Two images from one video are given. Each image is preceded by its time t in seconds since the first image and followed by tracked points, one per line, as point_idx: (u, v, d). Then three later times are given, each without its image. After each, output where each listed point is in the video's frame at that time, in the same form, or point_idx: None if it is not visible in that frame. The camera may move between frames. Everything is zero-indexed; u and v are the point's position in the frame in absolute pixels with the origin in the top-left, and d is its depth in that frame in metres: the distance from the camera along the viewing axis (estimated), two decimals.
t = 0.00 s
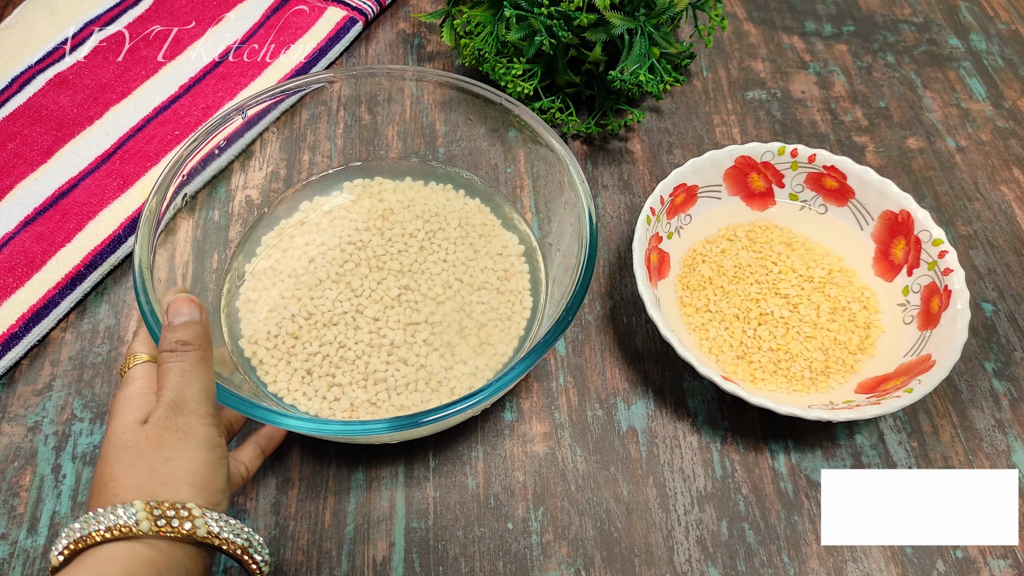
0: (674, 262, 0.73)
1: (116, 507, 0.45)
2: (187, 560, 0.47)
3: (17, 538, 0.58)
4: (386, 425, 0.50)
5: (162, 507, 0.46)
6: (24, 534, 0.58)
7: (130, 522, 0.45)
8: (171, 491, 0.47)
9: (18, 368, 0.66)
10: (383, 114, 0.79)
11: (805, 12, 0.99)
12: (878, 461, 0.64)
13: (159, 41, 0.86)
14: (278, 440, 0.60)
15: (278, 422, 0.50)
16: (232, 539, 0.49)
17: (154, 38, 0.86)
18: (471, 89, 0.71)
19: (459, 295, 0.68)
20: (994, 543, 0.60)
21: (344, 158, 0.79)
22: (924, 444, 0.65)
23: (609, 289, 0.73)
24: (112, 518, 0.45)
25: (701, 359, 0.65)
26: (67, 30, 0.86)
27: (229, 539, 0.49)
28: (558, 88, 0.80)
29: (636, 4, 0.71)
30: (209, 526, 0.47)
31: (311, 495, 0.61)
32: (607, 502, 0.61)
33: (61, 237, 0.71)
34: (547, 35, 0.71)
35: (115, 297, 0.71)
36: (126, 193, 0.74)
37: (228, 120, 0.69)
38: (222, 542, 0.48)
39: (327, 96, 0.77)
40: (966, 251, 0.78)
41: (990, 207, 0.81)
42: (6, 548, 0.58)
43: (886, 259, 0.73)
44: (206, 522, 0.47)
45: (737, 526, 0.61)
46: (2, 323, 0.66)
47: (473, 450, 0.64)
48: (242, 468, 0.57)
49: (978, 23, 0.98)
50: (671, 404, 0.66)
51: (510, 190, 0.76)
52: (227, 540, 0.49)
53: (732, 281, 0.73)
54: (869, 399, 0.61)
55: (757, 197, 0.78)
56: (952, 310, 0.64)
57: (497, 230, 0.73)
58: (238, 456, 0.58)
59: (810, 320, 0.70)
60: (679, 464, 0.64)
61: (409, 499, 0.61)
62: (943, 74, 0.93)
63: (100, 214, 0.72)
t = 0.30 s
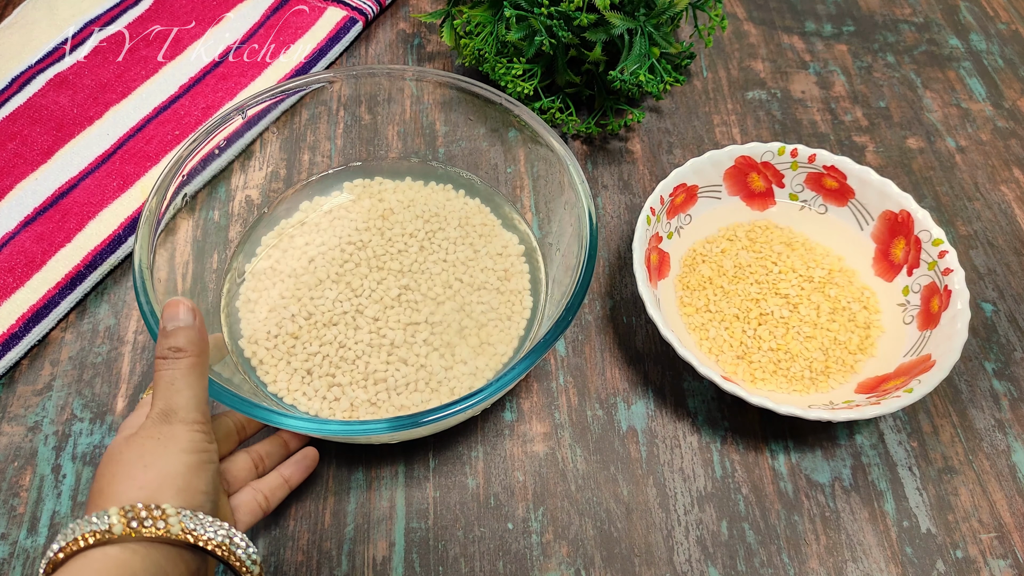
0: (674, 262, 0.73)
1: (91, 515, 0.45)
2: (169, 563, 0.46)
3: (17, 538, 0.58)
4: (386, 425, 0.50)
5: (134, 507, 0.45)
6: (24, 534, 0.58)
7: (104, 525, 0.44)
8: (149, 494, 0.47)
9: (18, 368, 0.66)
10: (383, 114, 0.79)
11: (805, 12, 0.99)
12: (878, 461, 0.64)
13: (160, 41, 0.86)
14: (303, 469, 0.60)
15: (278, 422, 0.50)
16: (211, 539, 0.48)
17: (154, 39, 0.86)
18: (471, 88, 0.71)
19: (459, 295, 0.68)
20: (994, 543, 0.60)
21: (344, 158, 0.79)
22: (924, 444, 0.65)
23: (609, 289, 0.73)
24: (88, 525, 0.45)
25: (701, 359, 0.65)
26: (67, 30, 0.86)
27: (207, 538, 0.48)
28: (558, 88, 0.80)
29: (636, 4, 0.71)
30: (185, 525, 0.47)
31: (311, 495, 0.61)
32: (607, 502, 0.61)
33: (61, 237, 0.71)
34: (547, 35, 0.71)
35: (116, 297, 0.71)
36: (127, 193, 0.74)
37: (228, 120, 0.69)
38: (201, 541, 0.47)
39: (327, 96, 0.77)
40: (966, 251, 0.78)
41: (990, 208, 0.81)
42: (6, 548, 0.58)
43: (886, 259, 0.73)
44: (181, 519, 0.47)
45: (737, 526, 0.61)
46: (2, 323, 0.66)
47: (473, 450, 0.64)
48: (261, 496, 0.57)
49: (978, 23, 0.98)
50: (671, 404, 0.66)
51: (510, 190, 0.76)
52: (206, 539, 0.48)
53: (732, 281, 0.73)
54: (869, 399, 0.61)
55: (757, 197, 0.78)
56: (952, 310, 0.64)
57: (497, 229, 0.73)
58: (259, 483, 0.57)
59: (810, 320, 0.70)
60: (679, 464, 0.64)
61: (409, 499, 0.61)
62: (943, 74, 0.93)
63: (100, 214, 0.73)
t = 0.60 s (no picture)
0: (674, 262, 0.73)
1: None
2: None
3: (17, 538, 0.58)
4: (386, 425, 0.50)
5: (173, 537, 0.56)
6: (24, 534, 0.58)
7: None
8: None
9: (18, 368, 0.66)
10: (383, 114, 0.79)
11: (805, 12, 0.99)
12: (879, 461, 0.64)
13: (159, 41, 0.86)
14: (324, 537, 0.58)
15: (278, 422, 0.50)
16: None
17: (154, 39, 0.86)
18: (471, 88, 0.71)
19: (459, 295, 0.68)
20: (994, 543, 0.60)
21: (344, 158, 0.79)
22: (924, 444, 0.65)
23: (609, 289, 0.73)
24: None
25: (701, 359, 0.65)
26: (67, 30, 0.86)
27: None
28: (558, 88, 0.80)
29: (636, 4, 0.71)
30: None
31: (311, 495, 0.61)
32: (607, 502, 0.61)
33: (61, 237, 0.71)
34: (547, 35, 0.71)
35: (116, 297, 0.71)
36: (127, 193, 0.74)
37: (228, 120, 0.69)
38: None
39: (326, 96, 0.77)
40: (966, 251, 0.78)
41: (990, 207, 0.81)
42: (6, 548, 0.58)
43: (886, 259, 0.73)
44: None
45: (737, 526, 0.61)
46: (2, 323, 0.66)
47: (473, 450, 0.63)
48: (265, 559, 0.56)
49: (978, 23, 0.98)
50: (672, 404, 0.66)
51: (510, 190, 0.76)
52: None
53: (732, 281, 0.73)
54: (869, 399, 0.61)
55: (757, 197, 0.78)
56: (952, 310, 0.64)
57: (496, 229, 0.73)
58: (268, 545, 0.57)
59: (810, 320, 0.70)
60: (679, 464, 0.64)
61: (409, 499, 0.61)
62: (943, 74, 0.93)
63: (100, 214, 0.73)
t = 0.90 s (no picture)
0: (674, 262, 0.73)
1: None
2: None
3: (17, 538, 0.58)
4: (386, 425, 0.50)
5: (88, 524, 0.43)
6: (24, 534, 0.58)
7: None
8: None
9: (18, 368, 0.66)
10: (383, 114, 0.79)
11: (805, 12, 0.99)
12: (878, 461, 0.64)
13: (159, 41, 0.86)
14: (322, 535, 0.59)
15: (278, 422, 0.50)
16: None
17: (154, 39, 0.86)
18: (471, 88, 0.71)
19: (459, 295, 0.68)
20: (994, 543, 0.60)
21: (344, 158, 0.79)
22: (924, 444, 0.65)
23: (609, 289, 0.73)
24: None
25: (701, 359, 0.65)
26: (67, 30, 0.86)
27: None
28: (558, 88, 0.80)
29: (636, 4, 0.71)
30: None
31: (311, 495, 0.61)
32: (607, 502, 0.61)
33: (61, 237, 0.71)
34: (547, 35, 0.71)
35: (116, 297, 0.71)
36: (126, 194, 0.74)
37: (228, 120, 0.69)
38: None
39: (327, 96, 0.77)
40: (966, 251, 0.78)
41: (990, 207, 0.81)
42: (6, 548, 0.58)
43: (886, 259, 0.73)
44: None
45: (737, 526, 0.61)
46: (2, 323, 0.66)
47: (473, 450, 0.63)
48: None
49: (978, 23, 0.98)
50: (672, 404, 0.66)
51: (510, 190, 0.76)
52: None
53: (732, 281, 0.73)
54: (869, 399, 0.61)
55: (757, 197, 0.78)
56: (953, 310, 0.64)
57: (497, 229, 0.73)
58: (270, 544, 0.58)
59: (810, 320, 0.70)
60: (679, 464, 0.64)
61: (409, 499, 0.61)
62: (943, 74, 0.93)
63: (100, 214, 0.73)
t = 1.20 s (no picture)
0: (674, 262, 0.73)
1: None
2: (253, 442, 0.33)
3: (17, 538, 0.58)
4: (386, 426, 0.50)
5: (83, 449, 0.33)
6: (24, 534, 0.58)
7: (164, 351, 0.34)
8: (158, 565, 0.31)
9: (18, 368, 0.66)
10: (383, 114, 0.79)
11: (805, 12, 0.99)
12: (878, 461, 0.64)
13: (159, 41, 0.86)
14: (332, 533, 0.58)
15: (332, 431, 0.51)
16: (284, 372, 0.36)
17: (154, 39, 0.86)
18: (471, 88, 0.71)
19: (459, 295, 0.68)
20: (994, 543, 0.60)
21: (344, 158, 0.79)
22: (924, 444, 0.65)
23: (609, 289, 0.73)
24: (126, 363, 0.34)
25: (701, 359, 0.65)
26: (67, 30, 0.86)
27: (296, 379, 0.36)
28: (558, 88, 0.80)
29: (635, 4, 0.71)
30: None
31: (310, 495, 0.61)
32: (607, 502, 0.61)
33: (61, 237, 0.71)
34: (547, 35, 0.71)
35: (116, 297, 0.71)
36: (127, 193, 0.74)
37: (228, 120, 0.69)
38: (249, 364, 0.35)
39: (327, 96, 0.77)
40: (966, 251, 0.78)
41: (990, 207, 0.81)
42: (6, 548, 0.58)
43: (886, 259, 0.73)
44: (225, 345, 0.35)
45: (737, 526, 0.61)
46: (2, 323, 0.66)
47: (473, 450, 0.63)
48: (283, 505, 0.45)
49: (978, 23, 0.98)
50: (672, 404, 0.66)
51: (510, 190, 0.76)
52: None
53: (732, 281, 0.73)
54: (869, 399, 0.61)
55: (757, 197, 0.78)
56: (952, 310, 0.64)
57: (496, 230, 0.73)
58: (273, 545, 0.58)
59: (810, 320, 0.70)
60: (679, 464, 0.64)
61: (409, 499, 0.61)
62: (943, 74, 0.93)
63: (100, 214, 0.73)
